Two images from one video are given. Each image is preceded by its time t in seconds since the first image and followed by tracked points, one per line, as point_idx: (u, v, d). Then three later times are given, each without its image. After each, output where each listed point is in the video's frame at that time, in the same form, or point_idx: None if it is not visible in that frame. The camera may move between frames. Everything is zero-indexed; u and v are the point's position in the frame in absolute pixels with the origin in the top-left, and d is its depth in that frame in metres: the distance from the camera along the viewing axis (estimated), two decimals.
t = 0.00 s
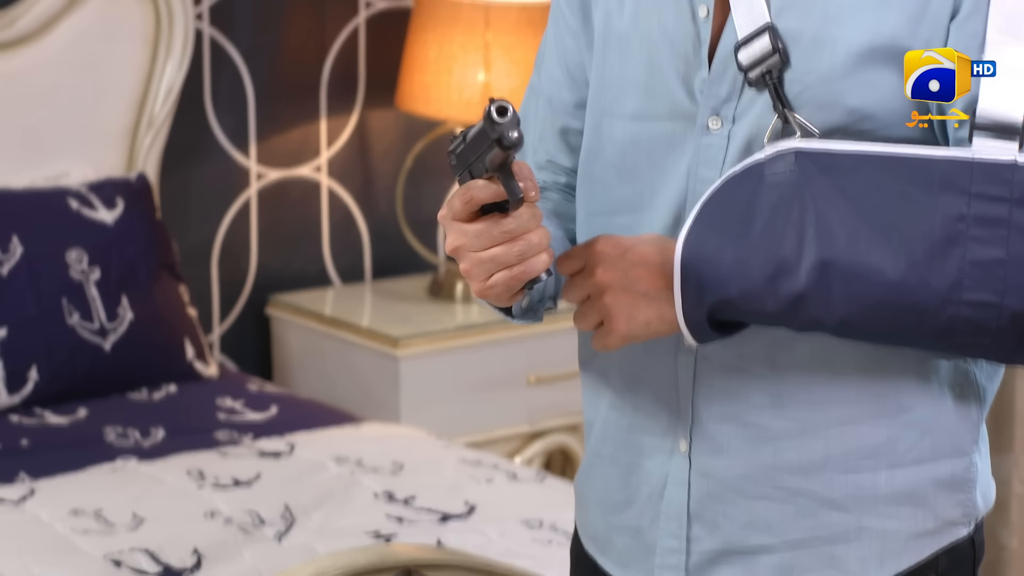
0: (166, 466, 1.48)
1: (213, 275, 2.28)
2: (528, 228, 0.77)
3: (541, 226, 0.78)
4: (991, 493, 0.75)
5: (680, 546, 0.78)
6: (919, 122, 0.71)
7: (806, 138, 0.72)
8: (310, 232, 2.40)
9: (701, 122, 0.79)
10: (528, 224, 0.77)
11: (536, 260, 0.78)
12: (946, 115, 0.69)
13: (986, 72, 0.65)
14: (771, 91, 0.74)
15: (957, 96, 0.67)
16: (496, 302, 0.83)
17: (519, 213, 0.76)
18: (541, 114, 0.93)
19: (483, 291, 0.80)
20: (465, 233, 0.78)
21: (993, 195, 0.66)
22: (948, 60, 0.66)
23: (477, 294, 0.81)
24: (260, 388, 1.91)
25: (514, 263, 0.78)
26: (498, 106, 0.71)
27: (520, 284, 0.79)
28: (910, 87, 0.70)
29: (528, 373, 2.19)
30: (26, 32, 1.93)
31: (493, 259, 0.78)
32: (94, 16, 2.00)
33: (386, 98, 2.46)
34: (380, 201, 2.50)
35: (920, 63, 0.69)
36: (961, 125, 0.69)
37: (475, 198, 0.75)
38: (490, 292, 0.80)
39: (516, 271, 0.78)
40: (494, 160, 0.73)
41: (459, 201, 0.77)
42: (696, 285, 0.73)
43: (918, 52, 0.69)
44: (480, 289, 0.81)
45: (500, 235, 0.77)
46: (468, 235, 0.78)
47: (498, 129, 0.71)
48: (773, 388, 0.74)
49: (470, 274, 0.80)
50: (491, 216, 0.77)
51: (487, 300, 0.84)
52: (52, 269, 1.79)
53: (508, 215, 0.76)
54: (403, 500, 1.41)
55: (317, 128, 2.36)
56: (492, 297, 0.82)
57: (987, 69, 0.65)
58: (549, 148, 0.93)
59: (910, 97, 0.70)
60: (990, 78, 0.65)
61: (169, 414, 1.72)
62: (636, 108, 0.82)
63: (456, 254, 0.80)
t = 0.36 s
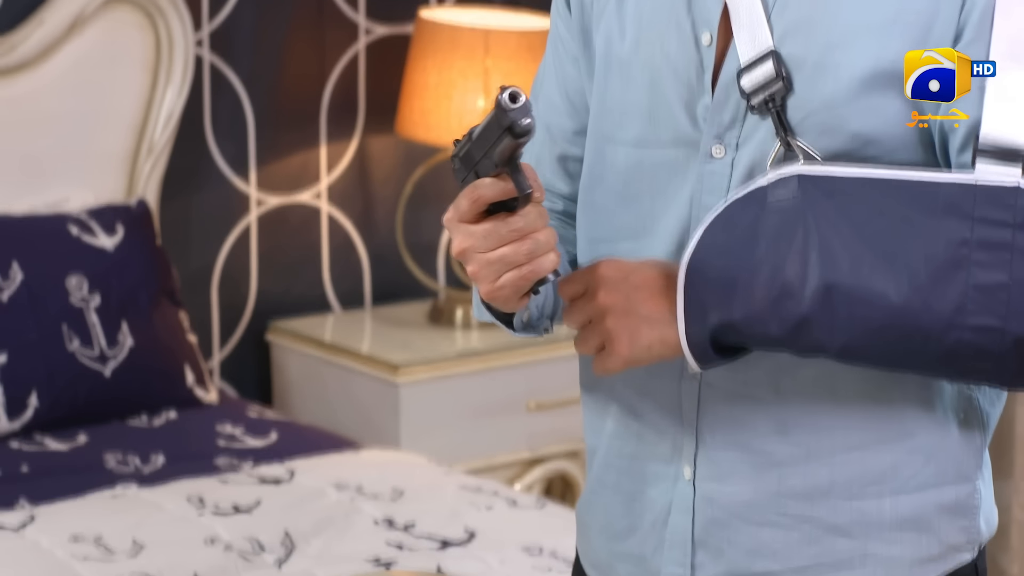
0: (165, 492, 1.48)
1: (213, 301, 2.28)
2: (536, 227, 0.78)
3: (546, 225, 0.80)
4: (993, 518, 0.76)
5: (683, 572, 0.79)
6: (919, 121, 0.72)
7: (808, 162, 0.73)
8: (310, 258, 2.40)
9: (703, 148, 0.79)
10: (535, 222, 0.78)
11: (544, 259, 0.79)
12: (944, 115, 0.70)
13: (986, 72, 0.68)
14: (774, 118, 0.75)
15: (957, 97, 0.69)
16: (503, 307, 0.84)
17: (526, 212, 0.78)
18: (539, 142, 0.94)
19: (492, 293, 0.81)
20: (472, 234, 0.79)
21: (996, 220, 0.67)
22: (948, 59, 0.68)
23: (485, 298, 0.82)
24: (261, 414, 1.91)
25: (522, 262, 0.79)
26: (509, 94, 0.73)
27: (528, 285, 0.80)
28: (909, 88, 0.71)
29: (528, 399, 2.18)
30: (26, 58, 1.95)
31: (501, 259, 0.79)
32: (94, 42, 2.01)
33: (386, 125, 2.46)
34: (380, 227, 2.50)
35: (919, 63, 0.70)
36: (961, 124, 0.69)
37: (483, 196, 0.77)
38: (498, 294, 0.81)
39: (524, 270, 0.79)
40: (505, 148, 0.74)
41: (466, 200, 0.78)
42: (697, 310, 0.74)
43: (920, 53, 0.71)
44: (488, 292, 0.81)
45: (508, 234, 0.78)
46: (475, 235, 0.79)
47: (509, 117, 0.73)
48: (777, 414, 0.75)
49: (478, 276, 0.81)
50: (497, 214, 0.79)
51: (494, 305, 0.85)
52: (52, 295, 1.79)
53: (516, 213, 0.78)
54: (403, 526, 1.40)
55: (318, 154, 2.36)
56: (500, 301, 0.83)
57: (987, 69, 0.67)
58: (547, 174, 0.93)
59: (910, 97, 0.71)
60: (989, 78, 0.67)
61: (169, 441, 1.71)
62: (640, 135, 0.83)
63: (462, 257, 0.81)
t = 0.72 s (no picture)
0: (166, 518, 1.47)
1: (213, 328, 2.28)
2: (549, 229, 0.82)
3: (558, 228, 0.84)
4: (995, 544, 0.78)
5: None
6: (918, 122, 0.76)
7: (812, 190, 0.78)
8: (310, 284, 2.40)
9: (706, 175, 0.83)
10: (548, 225, 0.82)
11: (558, 261, 0.83)
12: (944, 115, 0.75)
13: (986, 72, 0.73)
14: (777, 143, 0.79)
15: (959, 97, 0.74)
16: (517, 313, 0.87)
17: (539, 214, 0.82)
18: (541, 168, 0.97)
19: (506, 299, 0.84)
20: (485, 239, 0.83)
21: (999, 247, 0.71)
22: (949, 59, 0.73)
23: (500, 303, 0.85)
24: (260, 441, 1.90)
25: (537, 265, 0.83)
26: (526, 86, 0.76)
27: (541, 289, 0.84)
28: (909, 88, 0.76)
29: (528, 426, 2.18)
30: (25, 84, 1.95)
31: (516, 262, 0.82)
32: (95, 69, 2.03)
33: (386, 151, 2.46)
34: (380, 253, 2.50)
35: (918, 64, 0.75)
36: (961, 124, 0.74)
37: (496, 198, 0.80)
38: (513, 298, 0.84)
39: (540, 273, 0.82)
40: (524, 141, 0.77)
41: (479, 204, 0.82)
42: (701, 340, 0.79)
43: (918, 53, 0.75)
44: (501, 297, 0.85)
45: (521, 237, 0.82)
46: (490, 240, 0.82)
47: (528, 109, 0.75)
48: (778, 442, 0.79)
49: (493, 281, 0.84)
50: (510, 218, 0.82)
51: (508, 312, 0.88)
52: (52, 321, 1.79)
53: (529, 216, 0.82)
54: (403, 552, 1.40)
55: (318, 181, 2.37)
56: (514, 307, 0.86)
57: (986, 68, 0.73)
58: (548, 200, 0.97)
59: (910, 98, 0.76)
60: (991, 78, 0.73)
61: (168, 467, 1.71)
62: (642, 160, 0.87)
63: (475, 262, 0.84)
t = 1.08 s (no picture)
0: (165, 552, 1.47)
1: (213, 361, 2.29)
2: (559, 242, 0.83)
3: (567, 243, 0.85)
4: None
5: None
6: (919, 121, 0.77)
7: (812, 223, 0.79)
8: (309, 318, 2.41)
9: (706, 209, 0.85)
10: (558, 237, 0.84)
11: (570, 274, 0.83)
12: (944, 116, 0.77)
13: (985, 72, 0.76)
14: (777, 177, 0.81)
15: (958, 98, 0.77)
16: (528, 331, 0.87)
17: (549, 227, 0.83)
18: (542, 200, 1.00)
19: (517, 314, 0.85)
20: (496, 253, 0.84)
21: (998, 283, 0.73)
22: (949, 60, 0.76)
23: (510, 320, 0.85)
24: (260, 475, 1.90)
25: (548, 278, 0.83)
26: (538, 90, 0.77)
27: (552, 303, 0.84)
28: (909, 88, 0.78)
29: (528, 460, 2.18)
30: (25, 117, 1.97)
31: (527, 275, 0.83)
32: (95, 104, 2.05)
33: (385, 186, 2.47)
34: (380, 287, 2.50)
35: (918, 63, 0.77)
36: (961, 125, 0.77)
37: (506, 210, 0.82)
38: (524, 313, 0.84)
39: (551, 285, 0.83)
40: (539, 147, 0.78)
41: (489, 217, 0.83)
42: (701, 373, 0.80)
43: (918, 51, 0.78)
44: (512, 313, 0.85)
45: (532, 249, 0.83)
46: (501, 253, 0.84)
47: (543, 113, 0.76)
48: (779, 476, 0.81)
49: (504, 296, 0.85)
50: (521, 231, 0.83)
51: (517, 332, 0.88)
52: (52, 355, 1.79)
53: (539, 228, 0.83)
54: None
55: (317, 215, 2.38)
56: (525, 324, 0.86)
57: (986, 69, 0.76)
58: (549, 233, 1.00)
59: (910, 99, 0.78)
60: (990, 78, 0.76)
61: (168, 501, 1.70)
62: (643, 194, 0.90)
63: (485, 277, 0.85)
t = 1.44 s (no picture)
0: None
1: (213, 391, 2.29)
2: (567, 248, 0.85)
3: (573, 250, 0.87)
4: None
5: None
6: (918, 120, 0.79)
7: (811, 254, 0.81)
8: (309, 347, 2.41)
9: (704, 239, 0.87)
10: (566, 242, 0.85)
11: (577, 280, 0.85)
12: (944, 115, 0.78)
13: (985, 71, 0.77)
14: (775, 207, 0.83)
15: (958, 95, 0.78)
16: (536, 338, 0.88)
17: (557, 233, 0.85)
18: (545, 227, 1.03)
19: (526, 320, 0.87)
20: (505, 260, 0.86)
21: (997, 315, 0.74)
22: (948, 60, 0.77)
23: (519, 326, 0.87)
24: (260, 504, 1.89)
25: (557, 284, 0.85)
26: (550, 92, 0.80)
27: (562, 308, 0.86)
28: (909, 88, 0.80)
29: (528, 489, 2.18)
30: (25, 146, 1.98)
31: (536, 281, 0.85)
32: (94, 133, 2.06)
33: (385, 215, 2.48)
34: (380, 316, 2.51)
35: (917, 62, 0.79)
36: (960, 124, 0.78)
37: (514, 216, 0.84)
38: (533, 319, 0.86)
39: (560, 291, 0.85)
40: (550, 147, 0.81)
41: (497, 223, 0.85)
42: (699, 403, 0.81)
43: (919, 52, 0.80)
44: (522, 319, 0.87)
45: (541, 255, 0.85)
46: (509, 260, 0.85)
47: (556, 114, 0.79)
48: (778, 506, 0.82)
49: (514, 303, 0.87)
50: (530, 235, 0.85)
51: (525, 339, 0.89)
52: (52, 384, 1.79)
53: (547, 234, 0.85)
54: None
55: (317, 244, 2.38)
56: (533, 330, 0.88)
57: (985, 69, 0.77)
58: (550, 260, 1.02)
59: (909, 99, 0.80)
60: (990, 76, 0.77)
61: (167, 531, 1.70)
62: (642, 224, 0.92)
63: (494, 285, 0.87)
